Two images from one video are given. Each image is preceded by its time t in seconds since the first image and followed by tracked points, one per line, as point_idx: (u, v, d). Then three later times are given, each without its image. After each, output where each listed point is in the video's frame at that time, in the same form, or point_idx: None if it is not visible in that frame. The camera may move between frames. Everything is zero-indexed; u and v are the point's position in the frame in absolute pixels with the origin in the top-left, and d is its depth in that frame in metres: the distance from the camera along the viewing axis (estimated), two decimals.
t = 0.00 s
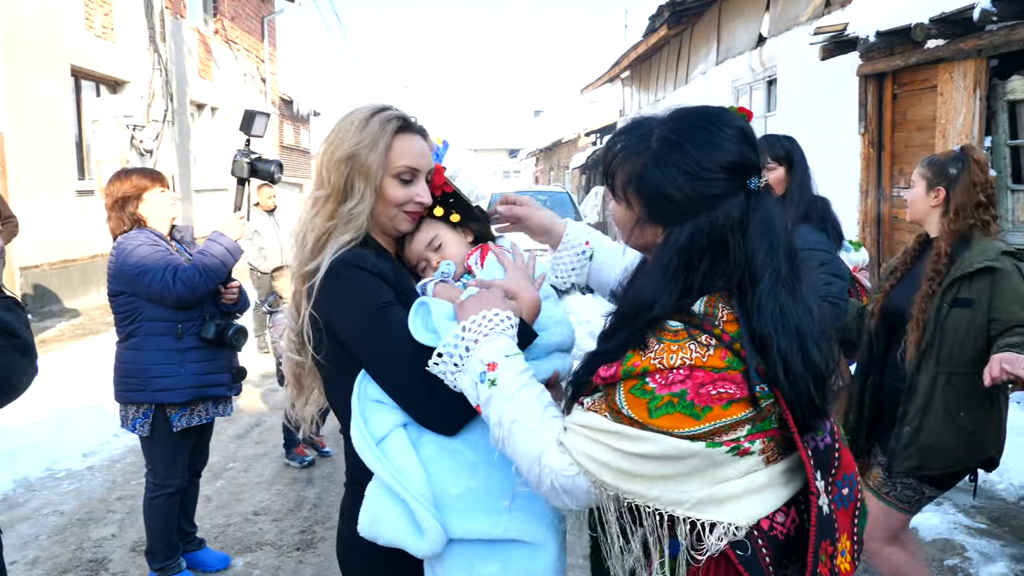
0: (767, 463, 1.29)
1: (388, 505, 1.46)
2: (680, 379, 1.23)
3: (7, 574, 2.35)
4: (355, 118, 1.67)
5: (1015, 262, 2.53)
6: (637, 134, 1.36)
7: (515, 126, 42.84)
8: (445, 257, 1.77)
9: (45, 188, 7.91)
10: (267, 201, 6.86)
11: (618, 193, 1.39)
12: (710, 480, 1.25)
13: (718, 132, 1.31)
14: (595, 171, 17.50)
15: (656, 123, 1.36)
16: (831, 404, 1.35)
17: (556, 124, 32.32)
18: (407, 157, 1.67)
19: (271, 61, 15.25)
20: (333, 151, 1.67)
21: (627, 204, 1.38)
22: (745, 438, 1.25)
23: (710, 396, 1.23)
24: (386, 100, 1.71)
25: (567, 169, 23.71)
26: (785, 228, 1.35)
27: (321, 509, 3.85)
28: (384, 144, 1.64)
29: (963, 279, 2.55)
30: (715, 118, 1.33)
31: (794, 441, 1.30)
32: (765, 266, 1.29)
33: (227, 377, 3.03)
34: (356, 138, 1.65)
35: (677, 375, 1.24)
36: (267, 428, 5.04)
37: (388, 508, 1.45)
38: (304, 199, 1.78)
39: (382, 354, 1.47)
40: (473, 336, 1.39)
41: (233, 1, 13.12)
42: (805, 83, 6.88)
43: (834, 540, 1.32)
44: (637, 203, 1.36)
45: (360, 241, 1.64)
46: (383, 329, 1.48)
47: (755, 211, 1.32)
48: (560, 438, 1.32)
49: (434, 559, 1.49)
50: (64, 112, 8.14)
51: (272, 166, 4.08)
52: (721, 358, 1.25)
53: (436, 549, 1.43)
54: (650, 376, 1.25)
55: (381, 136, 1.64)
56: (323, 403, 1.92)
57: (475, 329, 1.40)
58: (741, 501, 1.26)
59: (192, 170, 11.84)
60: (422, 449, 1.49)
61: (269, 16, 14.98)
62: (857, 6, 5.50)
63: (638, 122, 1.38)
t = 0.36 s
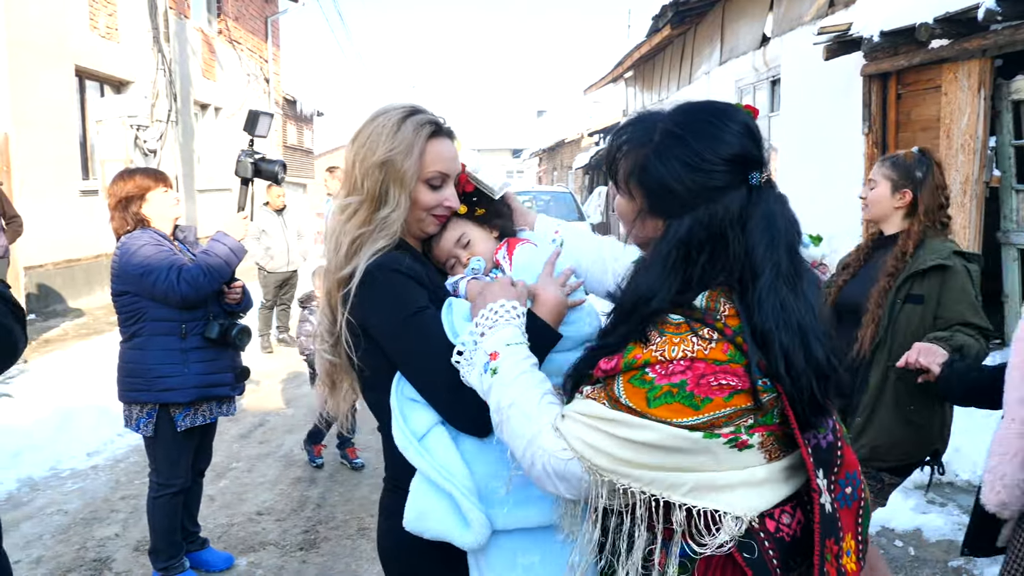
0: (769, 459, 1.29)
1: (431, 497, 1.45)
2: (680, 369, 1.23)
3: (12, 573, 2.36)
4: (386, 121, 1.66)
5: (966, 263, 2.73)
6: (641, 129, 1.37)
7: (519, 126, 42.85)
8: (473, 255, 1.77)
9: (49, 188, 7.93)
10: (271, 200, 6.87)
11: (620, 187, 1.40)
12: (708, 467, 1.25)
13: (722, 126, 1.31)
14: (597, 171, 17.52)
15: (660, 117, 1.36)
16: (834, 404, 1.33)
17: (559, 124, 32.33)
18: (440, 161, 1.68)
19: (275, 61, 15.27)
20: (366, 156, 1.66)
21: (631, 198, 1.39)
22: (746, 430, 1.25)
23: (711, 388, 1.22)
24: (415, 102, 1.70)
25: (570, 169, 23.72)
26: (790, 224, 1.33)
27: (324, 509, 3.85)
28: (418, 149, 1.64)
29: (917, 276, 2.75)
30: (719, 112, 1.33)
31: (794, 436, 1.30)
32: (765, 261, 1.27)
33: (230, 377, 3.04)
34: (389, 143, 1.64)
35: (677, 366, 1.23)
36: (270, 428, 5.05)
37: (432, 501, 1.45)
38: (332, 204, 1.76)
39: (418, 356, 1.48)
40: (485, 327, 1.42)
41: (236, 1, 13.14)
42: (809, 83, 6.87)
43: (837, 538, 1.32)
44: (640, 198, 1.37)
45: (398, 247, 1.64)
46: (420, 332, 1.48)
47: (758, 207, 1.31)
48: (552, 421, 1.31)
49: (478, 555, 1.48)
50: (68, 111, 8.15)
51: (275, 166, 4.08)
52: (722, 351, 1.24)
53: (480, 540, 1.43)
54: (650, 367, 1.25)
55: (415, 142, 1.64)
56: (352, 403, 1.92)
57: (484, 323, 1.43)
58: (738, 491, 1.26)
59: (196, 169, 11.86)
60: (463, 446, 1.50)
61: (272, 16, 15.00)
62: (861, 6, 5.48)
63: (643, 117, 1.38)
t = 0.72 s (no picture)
0: (744, 433, 1.32)
1: (447, 487, 1.46)
2: (669, 321, 1.28)
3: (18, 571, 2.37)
4: (406, 120, 1.67)
5: (929, 250, 2.85)
6: (651, 127, 1.38)
7: (522, 126, 42.84)
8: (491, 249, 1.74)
9: (54, 187, 7.95)
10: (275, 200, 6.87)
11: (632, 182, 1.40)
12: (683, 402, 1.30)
13: (731, 126, 1.31)
14: (601, 171, 17.51)
15: (672, 118, 1.37)
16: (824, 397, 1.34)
17: (563, 124, 32.32)
18: (460, 159, 1.68)
19: (279, 61, 15.29)
20: (387, 156, 1.67)
21: (642, 193, 1.39)
22: (720, 399, 1.29)
23: (694, 346, 1.26)
24: (435, 101, 1.70)
25: (573, 170, 23.70)
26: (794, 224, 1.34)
27: (328, 509, 3.86)
28: (438, 148, 1.65)
29: (885, 262, 2.86)
30: (729, 113, 1.34)
31: (772, 417, 1.32)
32: (764, 256, 1.28)
33: (234, 376, 3.05)
34: (409, 143, 1.65)
35: (668, 318, 1.28)
36: (274, 427, 5.06)
37: (448, 491, 1.46)
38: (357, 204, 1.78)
39: (434, 348, 1.48)
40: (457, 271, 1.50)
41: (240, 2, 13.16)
42: (813, 83, 6.87)
43: (824, 523, 1.32)
44: (650, 192, 1.37)
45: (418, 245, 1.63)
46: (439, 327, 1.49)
47: (763, 204, 1.31)
48: (558, 341, 1.32)
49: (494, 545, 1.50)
50: (72, 112, 8.17)
51: (279, 165, 4.09)
52: (709, 315, 1.27)
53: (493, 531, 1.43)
54: (644, 314, 1.29)
55: (434, 141, 1.65)
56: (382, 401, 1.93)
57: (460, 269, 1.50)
58: (690, 440, 1.31)
59: (200, 170, 11.88)
60: (480, 440, 1.48)
61: (276, 16, 15.01)
62: (865, 6, 5.47)
63: (654, 117, 1.39)
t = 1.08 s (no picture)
0: (747, 423, 1.32)
1: (470, 492, 1.45)
2: (672, 314, 1.28)
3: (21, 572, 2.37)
4: (404, 125, 1.64)
5: (938, 246, 2.93)
6: (648, 131, 1.39)
7: (525, 126, 42.89)
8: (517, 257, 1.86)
9: (58, 188, 7.96)
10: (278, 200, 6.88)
11: (631, 184, 1.41)
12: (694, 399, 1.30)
13: (727, 127, 1.33)
14: (605, 171, 17.61)
15: (668, 121, 1.38)
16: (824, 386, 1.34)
17: (566, 125, 32.32)
18: (461, 163, 1.67)
19: (282, 62, 15.32)
20: (388, 163, 1.64)
21: (642, 196, 1.40)
22: (723, 388, 1.30)
23: (697, 336, 1.27)
24: (431, 101, 1.69)
25: (576, 170, 23.71)
26: (791, 220, 1.36)
27: (332, 508, 3.87)
28: (441, 153, 1.63)
29: (896, 256, 2.93)
30: (723, 114, 1.35)
31: (772, 405, 1.32)
32: (764, 250, 1.30)
33: (238, 376, 3.05)
34: (411, 149, 1.62)
35: (670, 310, 1.29)
36: (277, 427, 5.07)
37: (471, 497, 1.44)
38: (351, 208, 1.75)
39: (442, 352, 1.47)
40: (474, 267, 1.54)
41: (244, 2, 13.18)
42: (816, 83, 6.86)
43: (828, 510, 1.33)
44: (650, 194, 1.38)
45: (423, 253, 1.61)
46: (449, 331, 1.48)
47: (761, 204, 1.34)
48: (564, 339, 1.33)
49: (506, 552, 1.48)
50: (76, 112, 8.19)
51: (282, 165, 4.09)
52: (711, 307, 1.29)
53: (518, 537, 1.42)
54: (647, 308, 1.30)
55: (438, 148, 1.62)
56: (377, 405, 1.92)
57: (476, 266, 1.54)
58: (703, 435, 1.31)
59: (204, 170, 11.91)
60: (497, 444, 1.47)
61: (280, 17, 15.03)
62: (868, 6, 5.46)
63: (650, 121, 1.40)
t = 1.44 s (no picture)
0: (765, 432, 1.35)
1: (498, 501, 1.45)
2: (690, 328, 1.29)
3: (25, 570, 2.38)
4: (353, 119, 1.63)
5: (981, 252, 2.92)
6: (657, 137, 1.39)
7: (529, 126, 42.89)
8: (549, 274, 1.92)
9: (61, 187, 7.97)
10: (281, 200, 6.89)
11: (643, 192, 1.41)
12: (710, 413, 1.32)
13: (739, 128, 1.34)
14: (607, 171, 17.61)
15: (677, 126, 1.38)
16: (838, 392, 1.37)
17: (569, 125, 32.33)
18: (423, 136, 1.65)
19: (285, 62, 15.33)
20: (350, 161, 1.62)
21: (654, 203, 1.40)
22: (741, 400, 1.32)
23: (717, 350, 1.28)
24: (368, 89, 1.67)
25: (579, 170, 23.71)
26: (803, 220, 1.37)
27: (334, 508, 3.87)
28: (401, 132, 1.61)
29: (940, 264, 2.93)
30: (734, 115, 1.36)
31: (794, 415, 1.35)
32: (781, 253, 1.31)
33: (241, 376, 3.05)
34: (368, 137, 1.61)
35: (688, 325, 1.29)
36: (280, 427, 5.07)
37: (500, 505, 1.45)
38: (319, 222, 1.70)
39: (453, 356, 1.47)
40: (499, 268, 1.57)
41: (247, 2, 13.19)
42: (820, 82, 6.84)
43: (842, 516, 1.34)
44: (663, 202, 1.39)
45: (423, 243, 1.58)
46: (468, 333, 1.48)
47: (776, 203, 1.34)
48: (578, 354, 1.35)
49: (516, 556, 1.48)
50: (79, 111, 8.20)
51: (284, 165, 4.09)
52: (730, 320, 1.29)
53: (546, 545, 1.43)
54: (664, 322, 1.30)
55: (394, 127, 1.60)
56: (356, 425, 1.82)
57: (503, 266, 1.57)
58: (721, 447, 1.33)
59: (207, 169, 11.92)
60: (512, 446, 1.50)
61: (283, 17, 15.05)
62: (872, 6, 5.45)
63: (658, 127, 1.41)
